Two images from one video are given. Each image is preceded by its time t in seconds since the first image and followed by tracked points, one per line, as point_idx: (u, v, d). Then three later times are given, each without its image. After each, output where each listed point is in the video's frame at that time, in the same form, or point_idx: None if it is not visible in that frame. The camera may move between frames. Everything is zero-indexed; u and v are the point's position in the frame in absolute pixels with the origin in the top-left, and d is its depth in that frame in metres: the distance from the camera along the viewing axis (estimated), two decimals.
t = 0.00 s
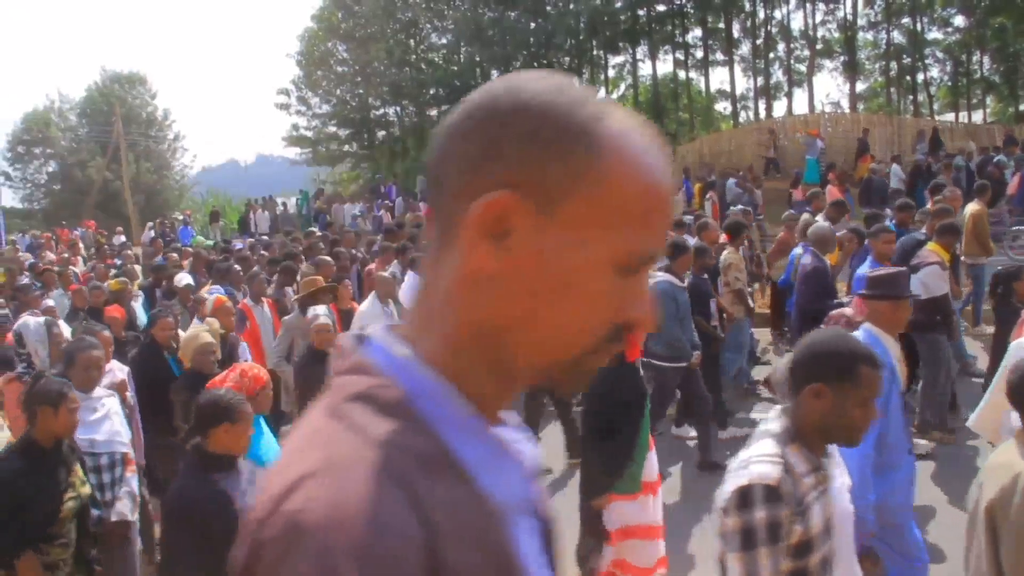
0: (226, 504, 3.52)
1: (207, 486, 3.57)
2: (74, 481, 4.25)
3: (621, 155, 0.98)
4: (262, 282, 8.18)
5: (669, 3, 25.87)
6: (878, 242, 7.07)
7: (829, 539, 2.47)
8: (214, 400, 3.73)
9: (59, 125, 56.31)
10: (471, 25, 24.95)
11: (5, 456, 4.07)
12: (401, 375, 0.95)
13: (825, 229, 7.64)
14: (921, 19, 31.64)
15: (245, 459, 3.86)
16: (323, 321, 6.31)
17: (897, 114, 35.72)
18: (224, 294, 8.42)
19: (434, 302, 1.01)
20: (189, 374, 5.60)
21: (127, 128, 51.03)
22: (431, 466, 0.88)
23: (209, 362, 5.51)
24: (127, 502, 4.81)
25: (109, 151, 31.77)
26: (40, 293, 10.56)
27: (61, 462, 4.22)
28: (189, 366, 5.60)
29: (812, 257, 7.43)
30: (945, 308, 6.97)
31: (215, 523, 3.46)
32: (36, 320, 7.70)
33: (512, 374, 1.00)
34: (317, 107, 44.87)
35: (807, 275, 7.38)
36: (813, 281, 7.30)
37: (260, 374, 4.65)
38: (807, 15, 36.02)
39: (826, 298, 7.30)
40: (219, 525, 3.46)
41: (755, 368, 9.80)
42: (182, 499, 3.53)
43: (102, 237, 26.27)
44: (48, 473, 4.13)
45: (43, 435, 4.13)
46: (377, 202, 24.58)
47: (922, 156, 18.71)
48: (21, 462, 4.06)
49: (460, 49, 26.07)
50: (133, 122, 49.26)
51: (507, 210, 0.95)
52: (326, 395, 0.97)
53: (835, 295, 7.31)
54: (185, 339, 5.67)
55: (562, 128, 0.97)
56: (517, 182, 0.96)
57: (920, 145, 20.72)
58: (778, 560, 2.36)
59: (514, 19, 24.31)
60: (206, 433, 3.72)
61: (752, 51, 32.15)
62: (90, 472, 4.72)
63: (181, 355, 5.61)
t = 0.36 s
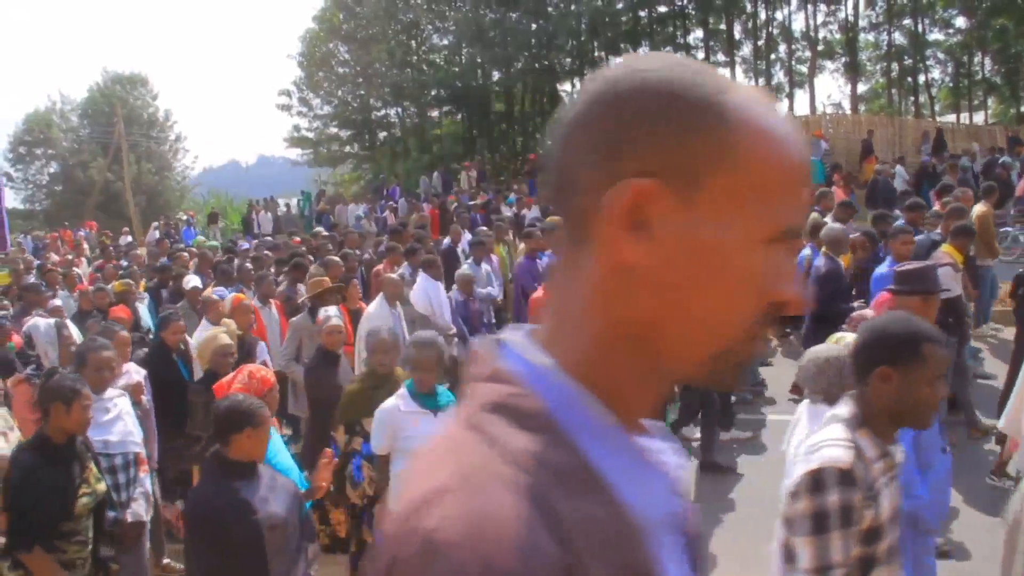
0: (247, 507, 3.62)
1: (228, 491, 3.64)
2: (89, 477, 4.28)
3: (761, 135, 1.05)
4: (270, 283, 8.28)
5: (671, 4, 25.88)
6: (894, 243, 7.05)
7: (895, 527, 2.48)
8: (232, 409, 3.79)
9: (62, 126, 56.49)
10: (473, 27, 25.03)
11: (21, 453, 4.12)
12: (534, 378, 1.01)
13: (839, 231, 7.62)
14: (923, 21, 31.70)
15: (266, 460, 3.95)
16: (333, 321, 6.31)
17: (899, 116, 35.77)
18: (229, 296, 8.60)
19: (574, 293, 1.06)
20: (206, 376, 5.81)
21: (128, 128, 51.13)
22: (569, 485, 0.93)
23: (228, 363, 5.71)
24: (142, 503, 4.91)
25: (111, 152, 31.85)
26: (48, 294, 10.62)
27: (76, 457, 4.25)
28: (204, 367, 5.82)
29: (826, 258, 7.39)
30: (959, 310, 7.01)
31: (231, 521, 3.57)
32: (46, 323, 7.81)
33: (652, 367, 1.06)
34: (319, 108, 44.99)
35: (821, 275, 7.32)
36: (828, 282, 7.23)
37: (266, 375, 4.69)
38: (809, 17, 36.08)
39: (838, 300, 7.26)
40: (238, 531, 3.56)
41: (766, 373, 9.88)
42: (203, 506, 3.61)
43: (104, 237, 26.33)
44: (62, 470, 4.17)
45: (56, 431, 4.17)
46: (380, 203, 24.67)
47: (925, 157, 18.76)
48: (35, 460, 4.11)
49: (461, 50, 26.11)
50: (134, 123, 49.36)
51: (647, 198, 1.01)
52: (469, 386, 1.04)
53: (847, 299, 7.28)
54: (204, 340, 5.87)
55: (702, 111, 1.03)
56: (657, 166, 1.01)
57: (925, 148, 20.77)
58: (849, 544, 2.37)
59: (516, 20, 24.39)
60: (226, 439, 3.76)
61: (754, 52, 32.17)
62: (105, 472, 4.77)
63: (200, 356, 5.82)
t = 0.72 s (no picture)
0: (268, 510, 3.66)
1: (249, 495, 3.68)
2: (104, 483, 4.33)
3: (976, 142, 1.03)
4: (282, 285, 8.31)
5: (670, 5, 25.95)
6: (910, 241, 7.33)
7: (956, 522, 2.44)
8: (258, 409, 3.87)
9: (61, 127, 56.55)
10: (472, 28, 25.06)
11: (37, 458, 4.15)
12: (768, 407, 1.00)
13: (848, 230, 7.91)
14: (921, 21, 31.79)
15: (287, 465, 4.00)
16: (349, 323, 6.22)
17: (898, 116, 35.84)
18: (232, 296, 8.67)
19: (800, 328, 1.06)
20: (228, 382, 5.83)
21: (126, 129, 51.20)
22: (825, 518, 0.92)
23: (250, 369, 5.74)
24: (153, 504, 5.04)
25: (110, 151, 31.96)
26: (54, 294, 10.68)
27: (90, 463, 4.30)
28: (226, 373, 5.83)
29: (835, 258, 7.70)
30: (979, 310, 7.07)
31: (245, 520, 3.61)
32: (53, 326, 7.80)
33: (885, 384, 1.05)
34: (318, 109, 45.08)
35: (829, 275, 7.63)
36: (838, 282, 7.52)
37: (284, 376, 4.71)
38: (808, 17, 36.17)
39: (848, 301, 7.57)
40: (257, 533, 3.60)
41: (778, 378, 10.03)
42: (224, 503, 3.65)
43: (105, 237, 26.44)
44: (79, 474, 4.21)
45: (70, 436, 4.24)
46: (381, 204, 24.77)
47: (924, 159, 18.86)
48: (54, 464, 4.14)
49: (460, 52, 26.21)
50: (132, 124, 49.40)
51: (878, 225, 1.01)
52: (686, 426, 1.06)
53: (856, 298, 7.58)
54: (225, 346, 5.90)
55: (921, 123, 1.01)
56: (887, 191, 1.00)
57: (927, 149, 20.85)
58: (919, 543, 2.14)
59: (515, 21, 24.46)
60: (252, 442, 3.84)
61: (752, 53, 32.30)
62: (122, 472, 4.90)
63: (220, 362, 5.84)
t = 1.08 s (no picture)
0: (288, 512, 3.60)
1: (269, 497, 3.61)
2: (118, 491, 4.30)
3: None
4: (295, 285, 8.21)
5: (667, 6, 26.01)
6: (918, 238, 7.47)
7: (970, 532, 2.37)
8: (287, 409, 3.76)
9: (59, 128, 56.72)
10: (470, 28, 25.02)
11: (47, 471, 4.15)
12: (980, 364, 1.06)
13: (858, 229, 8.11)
14: (919, 23, 31.84)
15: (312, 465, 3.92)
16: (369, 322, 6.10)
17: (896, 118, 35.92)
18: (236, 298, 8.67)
19: (985, 294, 1.12)
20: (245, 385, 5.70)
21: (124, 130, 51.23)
22: None
23: (270, 370, 5.67)
24: (166, 508, 4.99)
25: (109, 153, 31.92)
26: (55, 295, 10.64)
27: (103, 473, 4.25)
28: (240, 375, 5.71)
29: (845, 261, 7.98)
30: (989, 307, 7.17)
31: (264, 520, 3.56)
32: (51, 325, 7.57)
33: None
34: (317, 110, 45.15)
35: (840, 277, 7.93)
36: (848, 284, 7.84)
37: (307, 378, 4.64)
38: (806, 18, 36.24)
39: (860, 302, 7.83)
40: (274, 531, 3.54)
41: (786, 384, 10.21)
42: (245, 501, 3.59)
43: (104, 239, 26.41)
44: (90, 485, 4.17)
45: (79, 447, 4.16)
46: (381, 205, 24.75)
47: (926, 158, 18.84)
48: (65, 476, 4.13)
49: (459, 53, 26.17)
50: (131, 126, 49.51)
51: None
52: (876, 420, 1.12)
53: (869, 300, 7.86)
54: (243, 346, 5.80)
55: None
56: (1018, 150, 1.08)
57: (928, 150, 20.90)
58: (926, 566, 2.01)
59: (513, 22, 24.50)
60: (279, 440, 3.72)
61: (750, 54, 32.29)
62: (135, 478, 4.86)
63: (239, 364, 5.72)
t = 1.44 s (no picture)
0: (320, 504, 3.55)
1: (307, 486, 3.56)
2: (127, 493, 4.29)
3: None
4: (304, 283, 8.23)
5: (665, 6, 26.02)
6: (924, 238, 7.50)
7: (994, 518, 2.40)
8: (322, 400, 3.74)
9: (57, 129, 56.75)
10: (469, 28, 25.01)
11: (52, 473, 4.14)
12: None
13: (869, 229, 8.06)
14: (917, 23, 31.86)
15: (342, 460, 3.90)
16: (383, 319, 6.08)
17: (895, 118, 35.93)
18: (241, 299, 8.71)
19: None
20: (257, 381, 5.71)
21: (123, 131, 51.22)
22: None
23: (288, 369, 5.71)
24: (176, 513, 4.97)
25: (107, 153, 31.90)
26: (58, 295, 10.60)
27: (111, 474, 4.24)
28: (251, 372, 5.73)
29: (856, 262, 8.00)
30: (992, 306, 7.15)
31: (300, 509, 3.50)
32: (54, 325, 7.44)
33: None
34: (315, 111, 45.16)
35: (848, 279, 7.99)
36: (858, 285, 7.88)
37: (332, 374, 4.67)
38: (805, 19, 36.24)
39: (868, 304, 7.84)
40: (306, 521, 3.49)
41: (794, 385, 10.25)
42: (278, 488, 3.52)
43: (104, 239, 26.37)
44: (97, 488, 4.17)
45: (85, 449, 4.15)
46: (382, 205, 24.73)
47: (927, 159, 18.85)
48: (71, 480, 4.12)
49: (457, 53, 26.17)
50: (129, 127, 49.57)
51: None
52: None
53: (878, 302, 7.88)
54: (259, 343, 5.84)
55: None
56: None
57: (930, 149, 20.89)
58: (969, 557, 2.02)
59: (512, 22, 24.50)
60: (314, 431, 3.69)
61: (749, 55, 32.33)
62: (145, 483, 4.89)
63: (253, 358, 5.77)
